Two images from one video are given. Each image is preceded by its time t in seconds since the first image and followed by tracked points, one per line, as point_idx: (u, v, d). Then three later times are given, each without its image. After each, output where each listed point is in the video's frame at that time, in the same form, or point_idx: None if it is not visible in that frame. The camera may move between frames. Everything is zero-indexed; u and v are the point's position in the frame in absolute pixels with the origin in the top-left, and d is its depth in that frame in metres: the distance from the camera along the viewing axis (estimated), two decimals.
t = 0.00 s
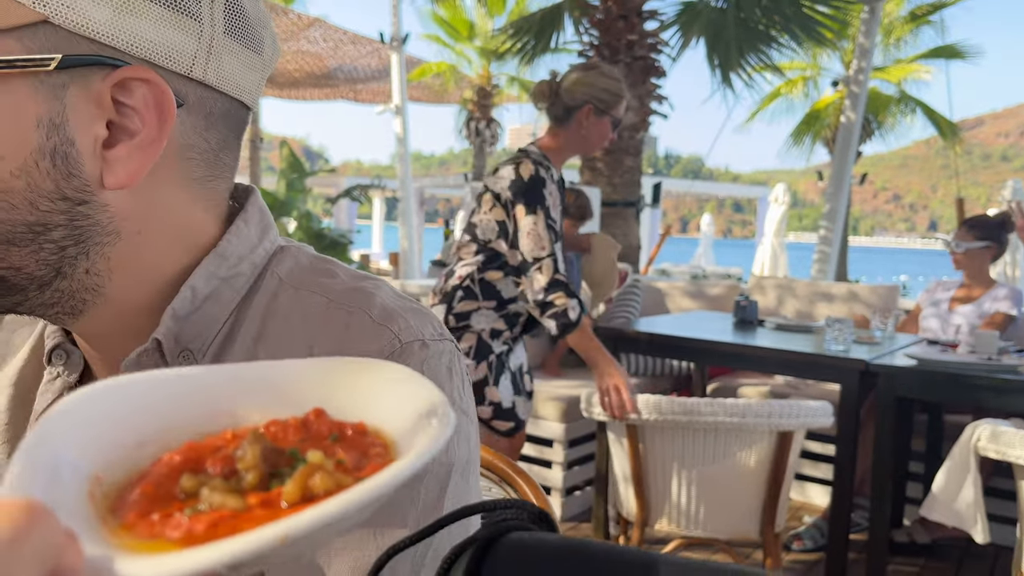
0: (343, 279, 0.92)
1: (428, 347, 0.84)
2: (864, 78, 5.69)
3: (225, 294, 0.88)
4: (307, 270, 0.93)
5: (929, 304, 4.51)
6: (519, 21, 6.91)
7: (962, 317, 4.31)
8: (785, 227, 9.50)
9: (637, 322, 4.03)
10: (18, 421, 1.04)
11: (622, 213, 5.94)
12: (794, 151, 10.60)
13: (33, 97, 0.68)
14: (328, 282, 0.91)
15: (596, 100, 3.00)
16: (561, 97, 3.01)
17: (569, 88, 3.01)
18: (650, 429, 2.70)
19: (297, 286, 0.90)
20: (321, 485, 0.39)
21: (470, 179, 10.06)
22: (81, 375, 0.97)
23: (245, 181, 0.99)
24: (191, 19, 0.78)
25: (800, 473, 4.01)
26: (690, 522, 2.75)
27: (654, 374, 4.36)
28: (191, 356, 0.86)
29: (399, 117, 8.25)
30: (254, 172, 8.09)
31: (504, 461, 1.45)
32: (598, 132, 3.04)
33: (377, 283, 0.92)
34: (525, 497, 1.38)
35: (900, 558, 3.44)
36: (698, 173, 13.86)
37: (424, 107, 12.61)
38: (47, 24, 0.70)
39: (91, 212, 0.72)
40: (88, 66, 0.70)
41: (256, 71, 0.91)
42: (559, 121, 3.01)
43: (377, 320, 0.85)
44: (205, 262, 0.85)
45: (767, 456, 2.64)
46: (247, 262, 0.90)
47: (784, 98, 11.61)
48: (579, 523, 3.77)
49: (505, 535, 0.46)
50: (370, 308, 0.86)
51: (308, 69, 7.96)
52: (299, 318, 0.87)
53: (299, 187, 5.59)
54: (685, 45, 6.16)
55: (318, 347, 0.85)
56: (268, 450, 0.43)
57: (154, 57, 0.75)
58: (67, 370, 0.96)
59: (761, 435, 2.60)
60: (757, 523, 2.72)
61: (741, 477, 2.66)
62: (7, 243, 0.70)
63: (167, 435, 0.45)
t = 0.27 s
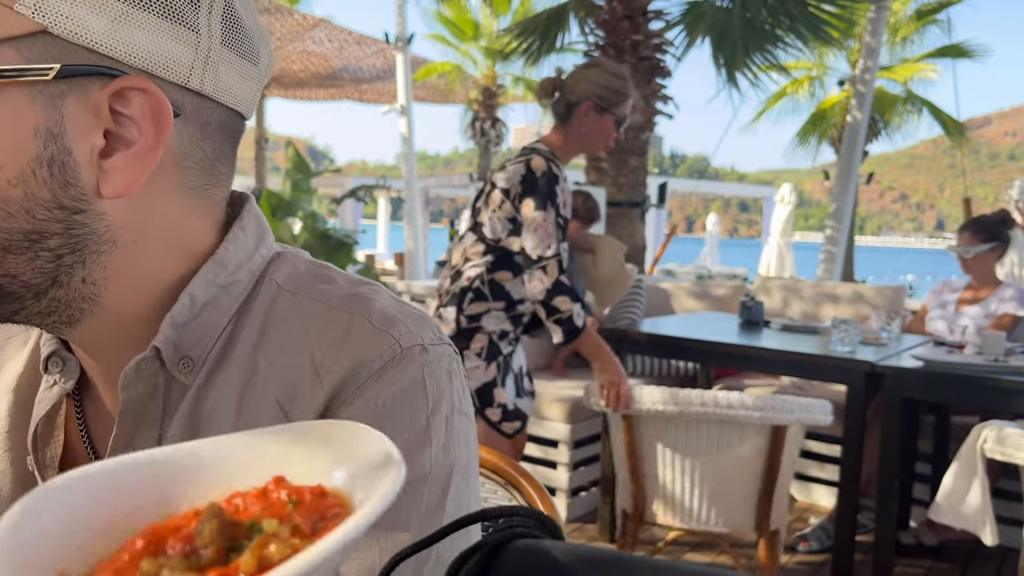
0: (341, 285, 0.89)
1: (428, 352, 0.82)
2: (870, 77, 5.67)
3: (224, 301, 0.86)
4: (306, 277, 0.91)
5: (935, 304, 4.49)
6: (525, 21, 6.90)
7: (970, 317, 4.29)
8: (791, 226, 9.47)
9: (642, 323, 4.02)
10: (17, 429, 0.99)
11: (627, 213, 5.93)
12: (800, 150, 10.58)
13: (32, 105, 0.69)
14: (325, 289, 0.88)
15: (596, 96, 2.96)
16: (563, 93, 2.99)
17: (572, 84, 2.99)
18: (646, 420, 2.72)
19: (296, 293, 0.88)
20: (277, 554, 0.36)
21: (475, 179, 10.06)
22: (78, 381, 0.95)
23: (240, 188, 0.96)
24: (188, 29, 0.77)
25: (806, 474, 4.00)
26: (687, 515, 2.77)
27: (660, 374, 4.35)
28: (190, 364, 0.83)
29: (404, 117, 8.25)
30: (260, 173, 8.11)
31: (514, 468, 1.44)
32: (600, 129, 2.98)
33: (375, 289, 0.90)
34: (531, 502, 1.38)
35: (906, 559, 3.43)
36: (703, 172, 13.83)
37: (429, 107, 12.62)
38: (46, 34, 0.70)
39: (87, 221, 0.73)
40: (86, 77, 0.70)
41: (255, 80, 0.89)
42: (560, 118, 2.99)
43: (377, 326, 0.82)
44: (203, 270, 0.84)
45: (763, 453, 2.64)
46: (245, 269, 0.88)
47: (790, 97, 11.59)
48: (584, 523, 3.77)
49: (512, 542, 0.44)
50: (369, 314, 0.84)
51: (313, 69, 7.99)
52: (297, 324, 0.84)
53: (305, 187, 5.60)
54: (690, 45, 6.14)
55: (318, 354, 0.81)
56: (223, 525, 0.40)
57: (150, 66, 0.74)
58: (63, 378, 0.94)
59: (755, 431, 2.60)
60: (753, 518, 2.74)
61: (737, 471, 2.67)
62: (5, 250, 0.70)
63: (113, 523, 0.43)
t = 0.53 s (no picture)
0: (348, 290, 0.87)
1: (436, 356, 0.79)
2: (873, 77, 5.67)
3: (233, 307, 0.84)
4: (314, 281, 0.89)
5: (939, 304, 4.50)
6: (529, 22, 6.92)
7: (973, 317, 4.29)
8: (795, 226, 9.48)
9: (646, 323, 4.04)
10: (28, 429, 0.99)
11: (631, 213, 5.95)
12: (804, 150, 10.59)
13: (40, 105, 0.70)
14: (332, 294, 0.86)
15: (595, 92, 2.84)
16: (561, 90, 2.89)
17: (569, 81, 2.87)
18: (606, 408, 2.91)
19: (304, 296, 0.85)
20: None
21: (479, 178, 10.10)
22: (89, 382, 0.97)
23: (247, 192, 0.97)
24: (199, 38, 0.78)
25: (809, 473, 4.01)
26: (648, 498, 2.94)
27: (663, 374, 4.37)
28: (199, 368, 0.81)
29: (409, 118, 8.24)
30: (266, 174, 8.18)
31: (520, 468, 1.46)
32: (600, 126, 2.86)
33: (383, 294, 0.88)
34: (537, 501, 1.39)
35: (910, 558, 3.44)
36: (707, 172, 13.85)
37: (434, 107, 12.66)
38: (57, 36, 0.71)
39: (94, 222, 0.74)
40: (95, 80, 0.71)
41: (266, 91, 0.90)
42: (558, 116, 2.88)
43: (385, 329, 0.80)
44: (214, 276, 0.83)
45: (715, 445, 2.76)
46: (255, 274, 0.86)
47: (793, 97, 11.59)
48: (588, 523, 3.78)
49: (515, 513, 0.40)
50: (376, 318, 0.81)
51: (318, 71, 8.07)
52: (305, 328, 0.82)
53: (310, 188, 5.63)
54: (694, 45, 6.15)
55: (327, 358, 0.78)
56: None
57: (160, 72, 0.76)
58: (74, 378, 0.96)
59: (701, 423, 2.73)
60: (707, 507, 2.85)
61: (689, 460, 2.81)
62: (13, 249, 0.71)
63: None
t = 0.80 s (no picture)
0: (357, 288, 0.87)
1: (444, 354, 0.79)
2: (876, 75, 5.66)
3: (241, 304, 0.84)
4: (322, 279, 0.89)
5: (943, 304, 4.51)
6: (531, 22, 6.92)
7: (976, 317, 4.28)
8: (797, 225, 9.49)
9: (649, 322, 4.03)
10: (37, 427, 1.00)
11: (634, 213, 5.96)
12: (806, 148, 10.59)
13: (39, 107, 0.71)
14: (341, 292, 0.86)
15: (601, 90, 2.82)
16: (566, 87, 2.88)
17: (574, 78, 2.87)
18: (601, 403, 2.93)
19: (311, 295, 0.85)
20: None
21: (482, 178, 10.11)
22: (97, 379, 0.97)
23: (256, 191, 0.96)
24: (194, 33, 0.78)
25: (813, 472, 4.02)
26: (642, 494, 2.94)
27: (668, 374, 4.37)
28: (208, 366, 0.81)
29: (411, 118, 8.23)
30: (269, 174, 8.21)
31: (525, 465, 1.46)
32: (607, 123, 2.83)
33: (392, 292, 0.87)
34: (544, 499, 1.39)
35: (915, 556, 3.44)
36: (709, 171, 13.83)
37: (436, 107, 12.68)
38: (50, 38, 0.72)
39: (94, 222, 0.74)
40: (87, 80, 0.72)
41: (268, 87, 0.88)
42: (564, 113, 2.87)
43: (393, 327, 0.80)
44: (222, 273, 0.84)
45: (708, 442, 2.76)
46: (263, 272, 0.86)
47: (795, 96, 11.58)
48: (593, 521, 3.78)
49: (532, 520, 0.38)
50: (384, 316, 0.81)
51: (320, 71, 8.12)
52: (314, 326, 0.82)
53: (313, 188, 5.64)
54: (696, 44, 6.15)
55: (336, 356, 0.78)
56: None
57: (155, 69, 0.75)
58: (82, 374, 0.97)
59: (692, 419, 2.74)
60: (700, 504, 2.84)
61: (681, 456, 2.80)
62: (17, 249, 0.73)
63: None
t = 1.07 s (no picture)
0: (344, 290, 0.87)
1: (431, 358, 0.80)
2: (877, 74, 5.66)
3: (227, 306, 0.84)
4: (309, 281, 0.89)
5: (944, 302, 4.51)
6: (532, 22, 6.93)
7: (976, 315, 4.29)
8: (798, 223, 9.49)
9: (649, 322, 4.02)
10: (22, 433, 1.00)
11: (634, 212, 5.97)
12: (807, 147, 10.60)
13: (11, 106, 0.72)
14: (328, 294, 0.86)
15: (613, 78, 2.71)
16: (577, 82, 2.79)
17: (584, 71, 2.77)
18: (599, 405, 2.92)
19: (298, 297, 0.85)
20: None
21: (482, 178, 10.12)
22: (82, 383, 0.99)
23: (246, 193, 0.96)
24: (171, 29, 0.78)
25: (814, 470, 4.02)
26: (643, 496, 2.94)
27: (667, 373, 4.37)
28: (192, 368, 0.82)
29: (412, 118, 8.23)
30: (271, 174, 8.23)
31: (519, 468, 1.47)
32: (619, 112, 2.70)
33: (380, 294, 0.87)
34: (538, 502, 1.39)
35: (915, 556, 3.44)
36: (711, 170, 13.83)
37: (437, 107, 12.70)
38: (23, 35, 0.73)
39: (68, 222, 0.74)
40: (61, 78, 0.72)
41: (252, 83, 0.88)
42: (575, 109, 2.76)
43: (379, 331, 0.80)
44: (206, 274, 0.84)
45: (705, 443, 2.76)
46: (249, 273, 0.86)
47: (796, 95, 11.58)
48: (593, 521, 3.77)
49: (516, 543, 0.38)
50: (370, 320, 0.82)
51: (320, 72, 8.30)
52: (299, 329, 0.82)
53: (314, 188, 5.66)
54: (696, 43, 6.15)
55: (321, 360, 0.78)
56: None
57: (130, 66, 0.75)
58: (69, 379, 0.98)
59: (690, 419, 2.74)
60: (700, 504, 2.84)
61: (680, 456, 2.80)
62: None
63: None
